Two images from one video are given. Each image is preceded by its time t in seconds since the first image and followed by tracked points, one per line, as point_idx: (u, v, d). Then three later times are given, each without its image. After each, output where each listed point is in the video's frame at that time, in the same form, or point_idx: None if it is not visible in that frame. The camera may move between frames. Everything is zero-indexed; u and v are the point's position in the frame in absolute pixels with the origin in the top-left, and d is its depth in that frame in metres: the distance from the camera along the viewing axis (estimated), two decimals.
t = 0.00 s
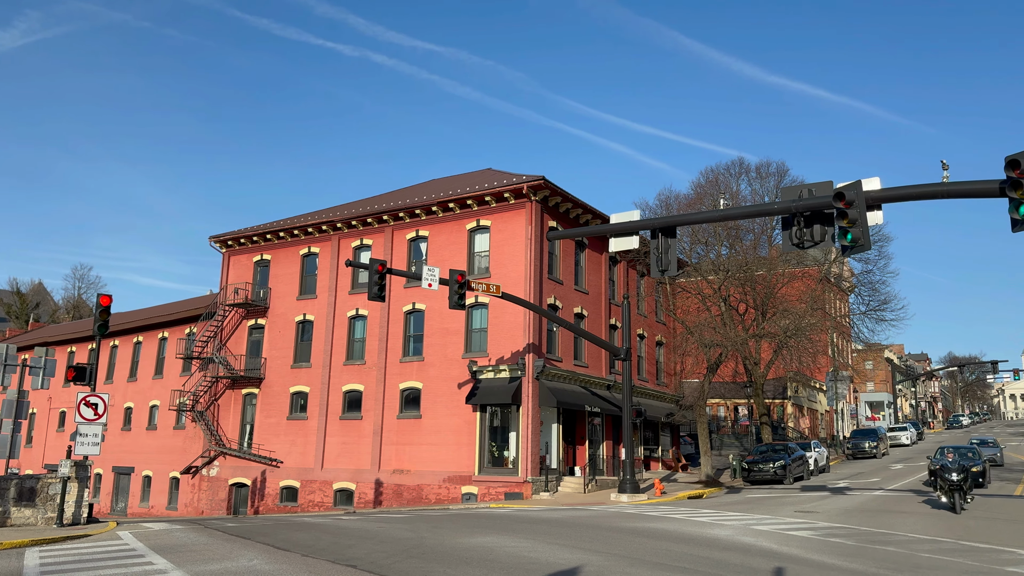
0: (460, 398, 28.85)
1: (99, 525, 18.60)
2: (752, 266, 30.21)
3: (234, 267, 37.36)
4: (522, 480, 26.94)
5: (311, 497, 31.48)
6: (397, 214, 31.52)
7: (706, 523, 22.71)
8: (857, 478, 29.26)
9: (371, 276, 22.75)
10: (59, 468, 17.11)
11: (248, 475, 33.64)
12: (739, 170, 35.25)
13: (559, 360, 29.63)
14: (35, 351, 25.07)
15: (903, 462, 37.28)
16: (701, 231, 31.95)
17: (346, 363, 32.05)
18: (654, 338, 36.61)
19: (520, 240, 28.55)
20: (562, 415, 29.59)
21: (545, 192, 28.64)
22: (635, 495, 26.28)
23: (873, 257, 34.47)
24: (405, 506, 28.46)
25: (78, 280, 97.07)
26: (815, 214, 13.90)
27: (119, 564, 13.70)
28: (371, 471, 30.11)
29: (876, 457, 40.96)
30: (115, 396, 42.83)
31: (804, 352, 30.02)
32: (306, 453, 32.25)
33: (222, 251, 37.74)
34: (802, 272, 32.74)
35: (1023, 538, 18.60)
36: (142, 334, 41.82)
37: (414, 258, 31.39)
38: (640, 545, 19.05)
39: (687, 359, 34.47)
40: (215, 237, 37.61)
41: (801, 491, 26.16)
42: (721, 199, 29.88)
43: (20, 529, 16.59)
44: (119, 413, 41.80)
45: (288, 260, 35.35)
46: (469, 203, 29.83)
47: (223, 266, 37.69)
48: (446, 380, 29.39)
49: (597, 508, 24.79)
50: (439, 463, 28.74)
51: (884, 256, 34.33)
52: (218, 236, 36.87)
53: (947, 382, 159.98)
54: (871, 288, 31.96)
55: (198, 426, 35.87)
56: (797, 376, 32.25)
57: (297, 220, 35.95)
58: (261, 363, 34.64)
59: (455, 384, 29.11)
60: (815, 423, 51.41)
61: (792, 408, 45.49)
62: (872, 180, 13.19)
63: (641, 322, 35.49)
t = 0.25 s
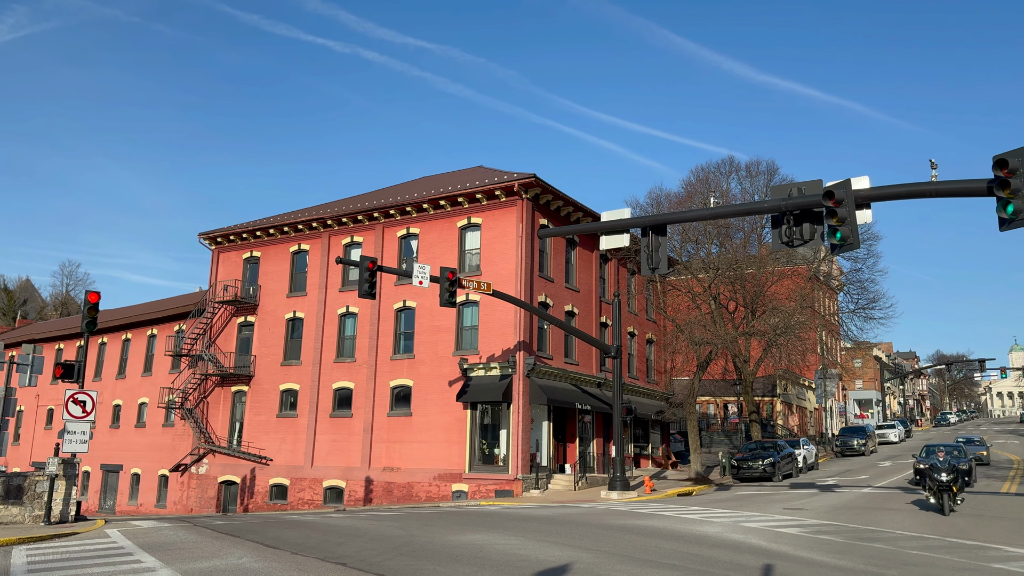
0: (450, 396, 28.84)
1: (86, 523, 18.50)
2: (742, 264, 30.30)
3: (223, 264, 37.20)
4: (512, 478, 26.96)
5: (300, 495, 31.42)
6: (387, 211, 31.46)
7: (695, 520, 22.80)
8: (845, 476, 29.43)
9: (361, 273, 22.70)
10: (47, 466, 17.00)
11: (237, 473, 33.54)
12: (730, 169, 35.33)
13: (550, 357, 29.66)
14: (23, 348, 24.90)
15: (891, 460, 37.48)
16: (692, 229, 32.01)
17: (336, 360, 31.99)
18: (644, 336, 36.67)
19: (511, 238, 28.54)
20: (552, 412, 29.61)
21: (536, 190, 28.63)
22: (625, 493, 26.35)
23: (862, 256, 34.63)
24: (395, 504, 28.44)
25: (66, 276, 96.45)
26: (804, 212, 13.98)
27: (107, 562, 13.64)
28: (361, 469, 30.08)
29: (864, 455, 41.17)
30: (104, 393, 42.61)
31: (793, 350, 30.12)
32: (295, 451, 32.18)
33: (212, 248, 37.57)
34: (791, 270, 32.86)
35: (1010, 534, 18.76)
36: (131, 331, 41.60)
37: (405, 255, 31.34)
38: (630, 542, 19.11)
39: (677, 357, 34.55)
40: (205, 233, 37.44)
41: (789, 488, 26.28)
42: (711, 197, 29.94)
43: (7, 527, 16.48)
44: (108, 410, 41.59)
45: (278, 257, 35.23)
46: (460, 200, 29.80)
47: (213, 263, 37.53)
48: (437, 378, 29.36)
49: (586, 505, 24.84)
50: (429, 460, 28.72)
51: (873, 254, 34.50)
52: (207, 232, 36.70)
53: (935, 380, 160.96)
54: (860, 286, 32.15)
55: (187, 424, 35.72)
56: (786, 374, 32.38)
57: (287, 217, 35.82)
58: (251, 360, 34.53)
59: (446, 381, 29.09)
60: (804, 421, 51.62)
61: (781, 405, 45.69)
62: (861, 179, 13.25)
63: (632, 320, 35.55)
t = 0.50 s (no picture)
0: (440, 394, 28.82)
1: (73, 521, 18.39)
2: (731, 262, 30.40)
3: (212, 261, 37.03)
4: (502, 476, 26.98)
5: (289, 493, 31.34)
6: (377, 208, 31.38)
7: (684, 517, 22.88)
8: (833, 473, 29.61)
9: (351, 270, 22.63)
10: (33, 464, 16.86)
11: (225, 471, 33.41)
12: (719, 167, 35.43)
13: (539, 355, 29.68)
14: (10, 345, 24.71)
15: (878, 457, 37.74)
16: (681, 227, 32.08)
17: (326, 358, 31.92)
18: (633, 334, 36.75)
19: (501, 236, 28.53)
20: (542, 410, 29.63)
21: (526, 187, 28.64)
22: (614, 490, 26.42)
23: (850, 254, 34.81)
24: (384, 501, 28.41)
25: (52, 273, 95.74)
26: (793, 211, 14.06)
27: (94, 560, 13.56)
28: (350, 467, 30.02)
29: (851, 452, 41.43)
30: (91, 390, 42.36)
31: (781, 348, 30.26)
32: (284, 448, 32.09)
33: (200, 245, 37.38)
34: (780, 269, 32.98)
35: (995, 531, 18.95)
36: (118, 328, 41.36)
37: (395, 253, 31.27)
38: (619, 539, 19.17)
39: (667, 355, 34.65)
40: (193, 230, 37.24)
41: (777, 485, 26.42)
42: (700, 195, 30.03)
43: None
44: (95, 408, 41.36)
45: (267, 254, 35.09)
46: (450, 198, 29.75)
47: (201, 260, 37.35)
48: (427, 376, 29.33)
49: (576, 503, 24.89)
50: (418, 458, 28.70)
51: (861, 253, 34.68)
52: (195, 229, 36.51)
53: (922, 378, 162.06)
54: (848, 285, 32.34)
55: (175, 421, 35.55)
56: (774, 372, 32.55)
57: (276, 214, 35.69)
58: (239, 358, 34.39)
59: (436, 379, 29.07)
60: (792, 418, 51.86)
61: (769, 403, 45.89)
62: (850, 178, 13.32)
63: (622, 317, 35.61)
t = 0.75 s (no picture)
0: (429, 391, 28.79)
1: (59, 519, 18.28)
2: (719, 261, 30.51)
3: (199, 258, 36.85)
4: (491, 473, 27.00)
5: (277, 491, 31.26)
6: (366, 206, 31.32)
7: (671, 514, 22.99)
8: (820, 470, 29.79)
9: (339, 268, 22.57)
10: (18, 462, 16.75)
11: (212, 469, 33.28)
12: (707, 165, 35.53)
13: (528, 353, 29.71)
14: None
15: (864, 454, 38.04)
16: (670, 225, 32.15)
17: (314, 355, 31.83)
18: (622, 332, 36.84)
19: (490, 233, 28.51)
20: (531, 408, 29.66)
21: (516, 185, 28.64)
22: (602, 487, 26.49)
23: (837, 253, 35.00)
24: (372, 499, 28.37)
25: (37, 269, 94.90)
26: (781, 210, 14.15)
27: (79, 558, 13.49)
28: (339, 465, 29.98)
29: (838, 449, 41.71)
30: (77, 388, 42.09)
31: (769, 346, 30.42)
32: (272, 446, 32.00)
33: (187, 242, 37.19)
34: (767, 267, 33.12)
35: (979, 527, 19.13)
36: (105, 325, 41.11)
37: (384, 250, 31.21)
38: (607, 536, 19.25)
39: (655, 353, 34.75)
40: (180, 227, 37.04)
41: (765, 482, 26.56)
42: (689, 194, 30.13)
43: None
44: (81, 405, 41.11)
45: (255, 251, 34.95)
46: (439, 195, 29.72)
47: (188, 257, 37.15)
48: (415, 373, 29.29)
49: (564, 500, 24.94)
50: (407, 456, 28.67)
51: (848, 251, 34.88)
52: (183, 226, 36.32)
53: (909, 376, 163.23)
54: (835, 283, 32.54)
55: (162, 419, 35.37)
56: (762, 370, 32.72)
57: (264, 211, 35.55)
58: (227, 355, 34.26)
59: (424, 377, 29.04)
60: (779, 416, 52.12)
61: (757, 400, 46.09)
62: (837, 176, 13.42)
63: (610, 315, 35.68)
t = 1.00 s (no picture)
0: (417, 388, 28.75)
1: (44, 518, 18.15)
2: (707, 258, 30.62)
3: (186, 255, 36.63)
4: (479, 470, 27.00)
5: (264, 489, 31.16)
6: (354, 202, 31.22)
7: (659, 511, 23.09)
8: (805, 467, 30.00)
9: (327, 265, 22.49)
10: (2, 460, 16.61)
11: (199, 466, 33.13)
12: (695, 164, 35.64)
13: (517, 350, 29.71)
14: None
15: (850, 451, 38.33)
16: (658, 223, 32.23)
17: (301, 353, 31.73)
18: (611, 329, 36.94)
19: (479, 231, 28.49)
20: (519, 405, 29.68)
21: (505, 182, 28.63)
22: (590, 484, 26.56)
23: (824, 251, 35.22)
24: (360, 497, 28.34)
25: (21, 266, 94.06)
26: (768, 208, 14.22)
27: (64, 557, 13.41)
28: (326, 462, 29.91)
29: (824, 446, 41.99)
30: (62, 385, 41.79)
31: (756, 344, 30.56)
32: (259, 444, 31.89)
33: (173, 238, 36.96)
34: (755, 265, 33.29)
35: (962, 523, 19.30)
36: (90, 322, 40.83)
37: (372, 247, 31.13)
38: (595, 533, 19.31)
39: (643, 350, 34.87)
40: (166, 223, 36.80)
41: (751, 479, 26.70)
42: (678, 192, 30.20)
43: None
44: (66, 403, 40.83)
45: (242, 248, 34.79)
46: (427, 192, 29.66)
47: (175, 253, 36.93)
48: (404, 370, 29.24)
49: (552, 497, 25.00)
50: (395, 453, 28.64)
51: (834, 250, 35.09)
52: (169, 222, 36.09)
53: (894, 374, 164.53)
54: (821, 281, 32.76)
55: (148, 416, 35.17)
56: (749, 367, 32.88)
57: (252, 207, 35.38)
58: (214, 352, 34.10)
59: (413, 374, 28.99)
60: (766, 413, 52.43)
61: (744, 398, 46.33)
62: (824, 175, 13.50)
63: (599, 313, 35.76)
